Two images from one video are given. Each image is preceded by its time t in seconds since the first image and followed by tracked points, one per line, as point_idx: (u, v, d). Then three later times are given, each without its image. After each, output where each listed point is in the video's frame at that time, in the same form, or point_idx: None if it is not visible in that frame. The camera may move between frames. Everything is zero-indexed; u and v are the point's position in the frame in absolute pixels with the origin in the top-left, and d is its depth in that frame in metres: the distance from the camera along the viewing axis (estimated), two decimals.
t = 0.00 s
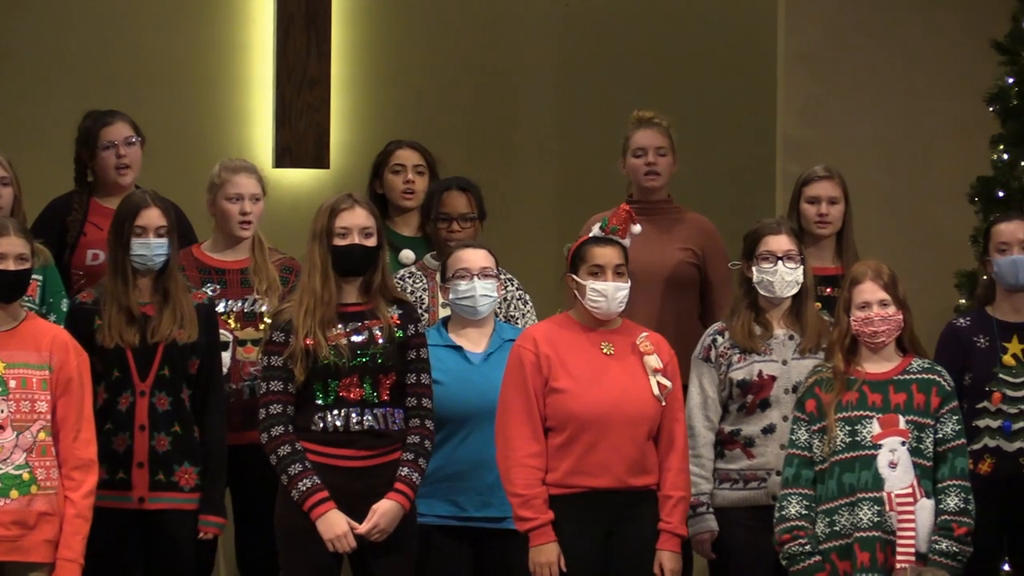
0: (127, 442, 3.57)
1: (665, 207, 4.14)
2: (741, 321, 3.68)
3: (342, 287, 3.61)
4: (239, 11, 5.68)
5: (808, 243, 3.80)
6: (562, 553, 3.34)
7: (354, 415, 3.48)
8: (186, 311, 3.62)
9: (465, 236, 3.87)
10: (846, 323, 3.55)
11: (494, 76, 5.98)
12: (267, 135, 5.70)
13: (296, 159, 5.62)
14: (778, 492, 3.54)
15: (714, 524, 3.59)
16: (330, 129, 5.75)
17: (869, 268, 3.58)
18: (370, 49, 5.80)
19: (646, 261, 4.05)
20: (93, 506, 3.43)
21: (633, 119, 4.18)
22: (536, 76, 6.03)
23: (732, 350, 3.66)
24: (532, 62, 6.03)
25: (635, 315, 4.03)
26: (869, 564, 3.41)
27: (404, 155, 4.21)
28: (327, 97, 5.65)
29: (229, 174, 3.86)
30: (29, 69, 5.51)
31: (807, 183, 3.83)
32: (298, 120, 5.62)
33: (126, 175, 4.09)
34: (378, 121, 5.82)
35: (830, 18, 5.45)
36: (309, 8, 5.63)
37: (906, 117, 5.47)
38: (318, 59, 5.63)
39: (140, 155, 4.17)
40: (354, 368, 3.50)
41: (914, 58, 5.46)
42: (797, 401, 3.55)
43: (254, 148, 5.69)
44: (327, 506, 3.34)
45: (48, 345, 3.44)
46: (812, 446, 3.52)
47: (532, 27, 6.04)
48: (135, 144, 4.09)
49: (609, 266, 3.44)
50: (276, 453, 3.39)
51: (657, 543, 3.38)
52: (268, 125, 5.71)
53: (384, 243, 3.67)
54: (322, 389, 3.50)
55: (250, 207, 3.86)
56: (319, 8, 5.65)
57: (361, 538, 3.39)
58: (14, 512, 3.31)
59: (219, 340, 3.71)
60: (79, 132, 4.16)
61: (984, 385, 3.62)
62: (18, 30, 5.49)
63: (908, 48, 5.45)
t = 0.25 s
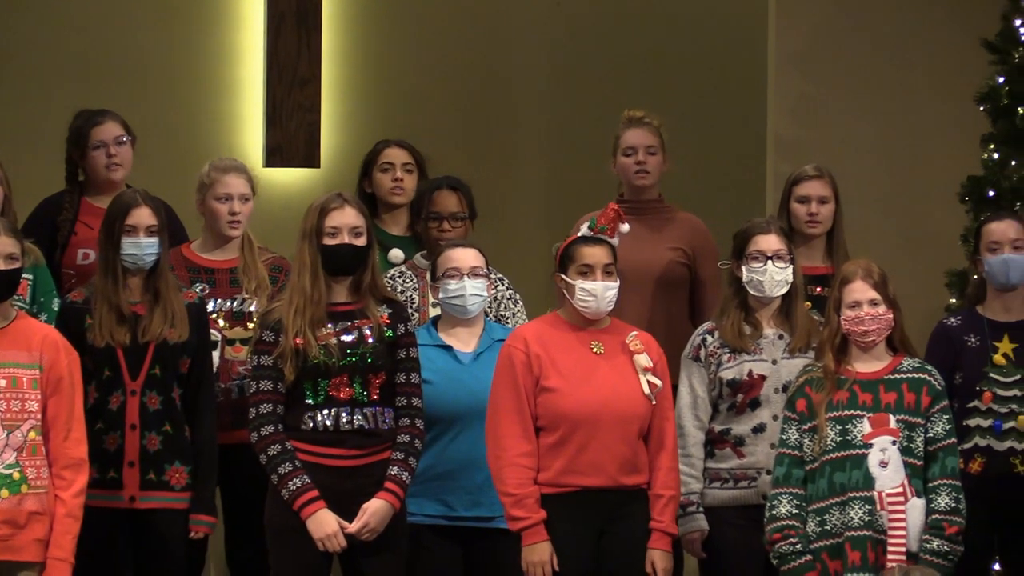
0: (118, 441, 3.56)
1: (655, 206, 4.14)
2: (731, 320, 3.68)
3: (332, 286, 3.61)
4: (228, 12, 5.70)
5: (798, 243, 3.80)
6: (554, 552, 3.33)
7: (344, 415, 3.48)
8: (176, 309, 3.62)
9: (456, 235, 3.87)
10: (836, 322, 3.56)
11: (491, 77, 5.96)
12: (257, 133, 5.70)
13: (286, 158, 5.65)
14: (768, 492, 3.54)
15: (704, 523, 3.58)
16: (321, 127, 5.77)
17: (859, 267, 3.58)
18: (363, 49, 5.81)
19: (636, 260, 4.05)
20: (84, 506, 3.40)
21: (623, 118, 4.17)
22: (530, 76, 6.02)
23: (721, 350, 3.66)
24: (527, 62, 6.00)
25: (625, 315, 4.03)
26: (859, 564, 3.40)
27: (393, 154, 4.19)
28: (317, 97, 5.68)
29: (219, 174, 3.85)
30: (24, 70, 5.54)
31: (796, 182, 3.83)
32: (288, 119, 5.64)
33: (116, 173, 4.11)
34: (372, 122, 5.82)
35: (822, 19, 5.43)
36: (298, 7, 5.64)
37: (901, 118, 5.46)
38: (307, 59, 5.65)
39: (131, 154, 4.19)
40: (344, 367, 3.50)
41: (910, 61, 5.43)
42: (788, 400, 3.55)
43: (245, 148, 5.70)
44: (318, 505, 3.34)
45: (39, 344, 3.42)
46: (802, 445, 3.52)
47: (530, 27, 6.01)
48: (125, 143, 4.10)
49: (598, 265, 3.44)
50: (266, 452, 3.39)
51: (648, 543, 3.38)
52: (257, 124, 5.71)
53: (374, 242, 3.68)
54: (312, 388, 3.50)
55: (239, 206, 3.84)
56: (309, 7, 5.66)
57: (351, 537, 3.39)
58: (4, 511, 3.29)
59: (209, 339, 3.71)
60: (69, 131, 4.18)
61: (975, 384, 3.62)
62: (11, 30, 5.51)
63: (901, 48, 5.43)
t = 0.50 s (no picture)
0: (112, 441, 3.56)
1: (648, 207, 4.14)
2: (724, 320, 3.68)
3: (325, 286, 3.62)
4: (220, 11, 5.68)
5: (791, 243, 3.80)
6: (545, 552, 3.34)
7: (338, 415, 3.48)
8: (170, 310, 3.62)
9: (450, 235, 3.88)
10: (829, 322, 3.56)
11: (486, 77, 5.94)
12: (251, 134, 5.70)
13: (280, 158, 5.64)
14: (762, 492, 3.54)
15: (698, 523, 3.57)
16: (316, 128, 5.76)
17: (852, 267, 3.58)
18: (358, 49, 5.80)
19: (629, 260, 4.04)
20: (77, 506, 3.38)
21: (617, 118, 4.17)
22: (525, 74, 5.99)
23: (715, 350, 3.66)
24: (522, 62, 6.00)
25: (618, 315, 4.02)
26: (854, 564, 3.39)
27: (385, 153, 4.18)
28: (310, 97, 5.66)
29: (211, 174, 3.85)
30: (21, 71, 5.55)
31: (789, 183, 3.83)
32: (281, 120, 5.62)
33: (110, 175, 4.11)
34: (367, 122, 5.81)
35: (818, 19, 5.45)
36: (292, 7, 5.62)
37: (895, 120, 5.46)
38: (300, 60, 5.63)
39: (124, 155, 4.19)
40: (339, 367, 3.50)
41: (905, 62, 5.45)
42: (781, 400, 3.55)
43: (239, 148, 5.70)
44: (312, 505, 3.34)
45: (33, 345, 3.41)
46: (796, 445, 3.52)
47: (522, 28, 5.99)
48: (118, 144, 4.11)
49: (589, 265, 3.45)
50: (260, 453, 3.39)
51: (641, 543, 3.37)
52: (252, 125, 5.71)
53: (367, 243, 3.68)
54: (306, 389, 3.50)
55: (231, 207, 3.83)
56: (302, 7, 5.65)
57: (344, 537, 3.39)
58: None
59: (203, 341, 3.70)
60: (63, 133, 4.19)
61: (969, 384, 3.62)
62: (10, 30, 5.53)
63: (896, 49, 5.45)
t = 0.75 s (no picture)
0: (105, 440, 3.57)
1: (642, 206, 4.14)
2: (718, 319, 3.67)
3: (319, 286, 3.60)
4: (214, 11, 5.70)
5: (784, 243, 3.80)
6: (532, 551, 3.34)
7: (332, 414, 3.49)
8: (163, 309, 3.62)
9: (442, 234, 3.88)
10: (822, 322, 3.56)
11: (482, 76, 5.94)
12: (245, 132, 5.71)
13: (272, 158, 5.62)
14: (755, 491, 3.54)
15: (690, 522, 3.58)
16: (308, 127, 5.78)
17: (845, 267, 3.58)
18: (354, 49, 5.82)
19: (622, 259, 4.04)
20: (71, 505, 3.38)
21: (609, 118, 4.18)
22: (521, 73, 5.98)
23: (708, 349, 3.66)
24: (518, 60, 5.97)
25: (611, 314, 4.02)
26: (846, 563, 3.40)
27: (377, 153, 4.18)
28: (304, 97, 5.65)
29: (203, 173, 3.85)
30: (20, 71, 5.55)
31: (782, 183, 3.83)
32: (275, 120, 5.62)
33: (102, 175, 4.12)
34: (364, 121, 5.83)
35: (812, 18, 5.45)
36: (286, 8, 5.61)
37: (891, 119, 5.46)
38: (294, 60, 5.63)
39: (116, 155, 4.20)
40: (333, 366, 3.50)
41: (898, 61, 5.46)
42: (774, 399, 3.55)
43: (233, 146, 5.70)
44: (307, 504, 3.33)
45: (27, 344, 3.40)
46: (789, 445, 3.52)
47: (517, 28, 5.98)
48: (110, 144, 4.11)
49: (579, 265, 3.45)
50: (255, 451, 3.39)
51: (631, 543, 3.37)
52: (245, 124, 5.71)
53: (361, 242, 3.69)
54: (300, 389, 3.50)
55: (223, 207, 3.84)
56: (295, 6, 5.62)
57: (339, 536, 3.40)
58: None
59: (195, 341, 3.70)
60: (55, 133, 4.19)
61: (961, 384, 3.62)
62: (10, 30, 5.54)
63: (892, 49, 5.46)
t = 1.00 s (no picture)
0: (91, 441, 3.56)
1: (630, 207, 4.14)
2: (706, 319, 3.68)
3: (309, 285, 3.60)
4: (201, 12, 5.68)
5: (771, 243, 3.80)
6: (513, 551, 3.39)
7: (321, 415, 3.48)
8: (151, 310, 3.62)
9: (430, 235, 3.87)
10: (810, 322, 3.56)
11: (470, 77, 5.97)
12: (232, 133, 5.70)
13: (259, 158, 5.62)
14: (742, 492, 3.54)
15: (678, 523, 3.57)
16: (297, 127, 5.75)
17: (833, 267, 3.59)
18: (344, 49, 5.80)
19: (610, 260, 4.04)
20: (59, 506, 3.36)
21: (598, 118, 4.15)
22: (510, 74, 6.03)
23: (696, 350, 3.65)
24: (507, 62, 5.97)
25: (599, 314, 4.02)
26: (834, 564, 3.39)
27: (364, 155, 4.18)
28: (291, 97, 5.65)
29: (192, 174, 3.85)
30: (20, 71, 5.50)
31: (770, 183, 3.83)
32: (261, 120, 5.62)
33: (89, 175, 4.12)
34: (355, 122, 5.82)
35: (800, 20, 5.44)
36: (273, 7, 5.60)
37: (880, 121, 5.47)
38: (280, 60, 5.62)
39: (104, 155, 4.20)
40: (322, 367, 3.50)
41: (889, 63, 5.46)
42: (761, 400, 3.55)
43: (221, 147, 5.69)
44: (296, 506, 3.33)
45: (15, 344, 3.37)
46: (776, 445, 3.52)
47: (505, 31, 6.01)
48: (97, 144, 4.11)
49: (562, 265, 3.49)
50: (244, 452, 3.38)
51: (615, 545, 3.39)
52: (233, 125, 5.71)
53: (351, 243, 3.68)
54: (290, 389, 3.49)
55: (211, 208, 3.85)
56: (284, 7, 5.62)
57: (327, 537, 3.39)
58: None
59: (184, 341, 3.70)
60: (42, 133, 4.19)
61: (949, 384, 3.62)
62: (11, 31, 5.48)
63: (881, 50, 5.46)
